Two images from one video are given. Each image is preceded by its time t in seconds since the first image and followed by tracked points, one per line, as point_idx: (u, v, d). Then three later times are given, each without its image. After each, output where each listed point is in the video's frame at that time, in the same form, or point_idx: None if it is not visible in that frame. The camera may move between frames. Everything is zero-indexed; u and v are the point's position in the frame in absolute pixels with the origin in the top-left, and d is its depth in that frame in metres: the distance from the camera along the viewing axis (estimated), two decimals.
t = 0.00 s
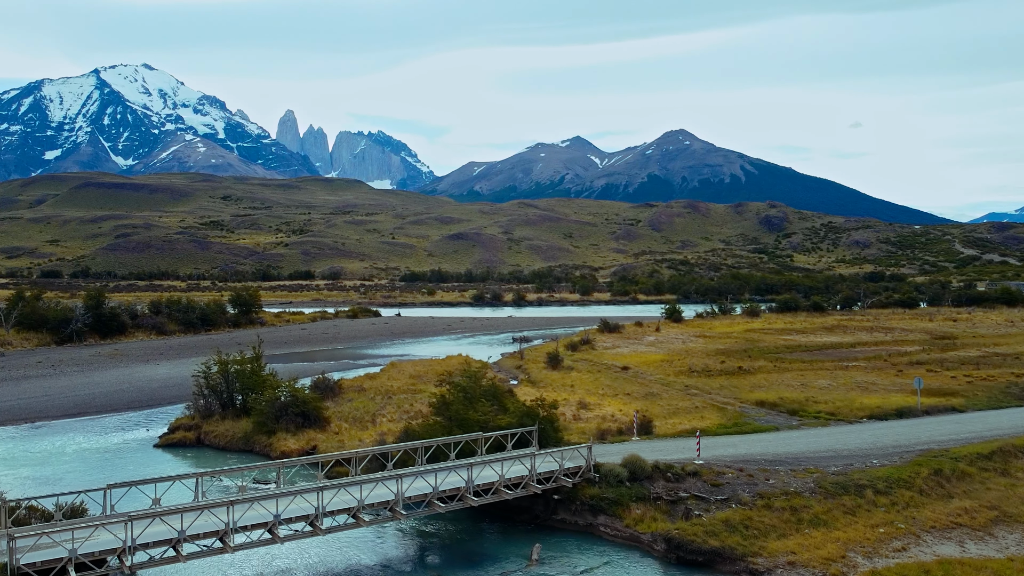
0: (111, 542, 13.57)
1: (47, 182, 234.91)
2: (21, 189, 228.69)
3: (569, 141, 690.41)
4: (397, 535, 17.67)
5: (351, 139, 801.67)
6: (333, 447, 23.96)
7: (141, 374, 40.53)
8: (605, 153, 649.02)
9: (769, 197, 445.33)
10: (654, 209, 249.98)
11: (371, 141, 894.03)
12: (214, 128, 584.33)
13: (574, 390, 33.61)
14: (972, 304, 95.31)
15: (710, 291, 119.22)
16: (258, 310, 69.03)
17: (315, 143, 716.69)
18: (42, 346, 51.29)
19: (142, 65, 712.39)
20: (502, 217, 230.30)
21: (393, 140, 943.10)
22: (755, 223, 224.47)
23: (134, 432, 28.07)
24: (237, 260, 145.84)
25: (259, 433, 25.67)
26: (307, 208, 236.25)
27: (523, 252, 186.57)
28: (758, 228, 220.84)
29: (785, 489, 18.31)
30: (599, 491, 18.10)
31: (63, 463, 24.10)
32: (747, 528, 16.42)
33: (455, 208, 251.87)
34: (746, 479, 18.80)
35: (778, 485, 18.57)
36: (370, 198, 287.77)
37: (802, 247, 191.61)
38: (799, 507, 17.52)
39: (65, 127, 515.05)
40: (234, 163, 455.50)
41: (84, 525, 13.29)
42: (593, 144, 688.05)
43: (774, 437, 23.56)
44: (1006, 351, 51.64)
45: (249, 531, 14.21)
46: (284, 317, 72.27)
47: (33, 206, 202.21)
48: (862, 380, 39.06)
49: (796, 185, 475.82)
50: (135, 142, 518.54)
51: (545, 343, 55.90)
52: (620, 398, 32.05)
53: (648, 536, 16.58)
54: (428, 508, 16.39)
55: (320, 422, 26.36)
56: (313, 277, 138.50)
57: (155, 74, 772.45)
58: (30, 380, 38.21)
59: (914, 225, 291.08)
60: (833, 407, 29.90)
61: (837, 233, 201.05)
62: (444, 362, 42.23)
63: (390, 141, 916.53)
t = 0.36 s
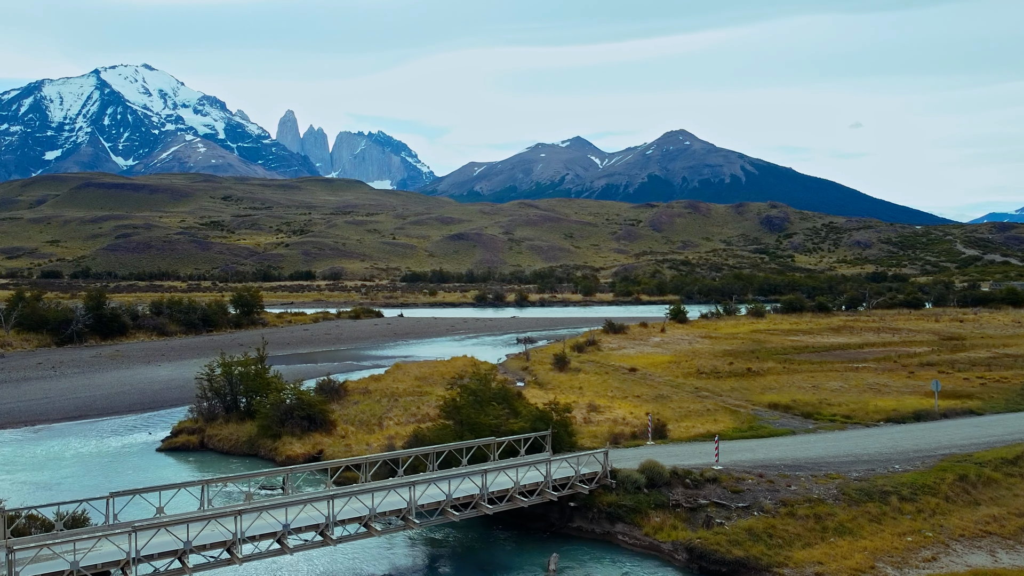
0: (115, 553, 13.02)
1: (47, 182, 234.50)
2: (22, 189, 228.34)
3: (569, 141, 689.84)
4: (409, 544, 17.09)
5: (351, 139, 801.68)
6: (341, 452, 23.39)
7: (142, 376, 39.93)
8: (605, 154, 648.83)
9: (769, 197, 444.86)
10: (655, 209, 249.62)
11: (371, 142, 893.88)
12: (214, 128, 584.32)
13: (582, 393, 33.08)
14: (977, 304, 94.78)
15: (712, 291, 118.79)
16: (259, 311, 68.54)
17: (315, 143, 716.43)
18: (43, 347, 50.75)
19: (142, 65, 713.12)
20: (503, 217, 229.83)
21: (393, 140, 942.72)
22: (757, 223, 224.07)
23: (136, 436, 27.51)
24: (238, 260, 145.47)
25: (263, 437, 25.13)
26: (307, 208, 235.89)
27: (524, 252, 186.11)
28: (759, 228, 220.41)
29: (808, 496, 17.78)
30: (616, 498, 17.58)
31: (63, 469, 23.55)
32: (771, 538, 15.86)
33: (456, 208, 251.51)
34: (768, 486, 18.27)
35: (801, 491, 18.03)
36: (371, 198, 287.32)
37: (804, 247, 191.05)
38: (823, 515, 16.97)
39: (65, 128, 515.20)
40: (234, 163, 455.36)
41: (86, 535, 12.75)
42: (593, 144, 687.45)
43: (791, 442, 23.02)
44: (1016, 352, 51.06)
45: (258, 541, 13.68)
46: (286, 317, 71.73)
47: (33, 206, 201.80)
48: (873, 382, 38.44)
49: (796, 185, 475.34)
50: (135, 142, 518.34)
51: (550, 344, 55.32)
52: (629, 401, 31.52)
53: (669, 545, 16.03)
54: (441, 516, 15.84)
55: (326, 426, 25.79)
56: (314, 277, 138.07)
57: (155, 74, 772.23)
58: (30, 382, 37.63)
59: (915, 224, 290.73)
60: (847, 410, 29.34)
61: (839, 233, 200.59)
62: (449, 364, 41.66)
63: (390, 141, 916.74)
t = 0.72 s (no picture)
0: (119, 564, 12.47)
1: (47, 182, 234.01)
2: (22, 189, 228.03)
3: (569, 141, 689.19)
4: (421, 552, 16.54)
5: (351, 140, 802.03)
6: (348, 455, 22.89)
7: (143, 378, 39.37)
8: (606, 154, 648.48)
9: (769, 197, 444.21)
10: (656, 209, 249.15)
11: (371, 142, 893.15)
12: (214, 128, 584.20)
13: (591, 395, 32.58)
14: (981, 305, 94.22)
15: (715, 291, 118.24)
16: (261, 311, 68.06)
17: (315, 143, 716.01)
18: (43, 348, 50.18)
19: (143, 66, 713.97)
20: (504, 217, 229.41)
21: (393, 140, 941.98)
22: (758, 223, 223.52)
23: (138, 439, 27.00)
24: (239, 261, 144.97)
25: (269, 440, 24.65)
26: (308, 208, 235.43)
27: (525, 252, 185.70)
28: (761, 228, 219.93)
29: (833, 503, 17.25)
30: (636, 505, 17.03)
31: (64, 474, 23.00)
32: (798, 546, 15.33)
33: (457, 208, 251.03)
34: (791, 492, 17.77)
35: (824, 498, 17.54)
36: (371, 198, 286.78)
37: (806, 247, 190.39)
38: (850, 522, 16.45)
39: (66, 128, 515.35)
40: (235, 164, 455.37)
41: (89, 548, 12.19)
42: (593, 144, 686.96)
43: (810, 446, 22.53)
44: None
45: (268, 552, 13.15)
46: (288, 318, 71.25)
47: (33, 206, 201.47)
48: (886, 384, 37.85)
49: (796, 185, 474.75)
50: (136, 142, 517.77)
51: (555, 344, 54.78)
52: (640, 403, 30.98)
53: (692, 554, 15.50)
54: (456, 524, 15.28)
55: (333, 429, 25.24)
56: (315, 277, 137.61)
57: (155, 74, 771.68)
58: (29, 383, 37.07)
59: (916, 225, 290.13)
60: (863, 412, 28.79)
61: (841, 233, 200.07)
62: (455, 365, 41.09)
63: (391, 141, 917.33)
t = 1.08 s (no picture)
0: None
1: (47, 182, 233.48)
2: (23, 189, 227.88)
3: (569, 141, 688.42)
4: (435, 562, 15.99)
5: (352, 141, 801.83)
6: (357, 460, 22.39)
7: (146, 379, 38.88)
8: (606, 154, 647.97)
9: (769, 198, 443.40)
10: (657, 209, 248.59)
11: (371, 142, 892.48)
12: (215, 128, 584.36)
13: (601, 397, 32.09)
14: (986, 305, 93.62)
15: (718, 292, 117.70)
16: (263, 312, 67.54)
17: (316, 143, 715.34)
18: (44, 349, 49.65)
19: (143, 66, 714.52)
20: (505, 217, 229.08)
21: (393, 140, 941.90)
22: (760, 223, 222.91)
23: (141, 442, 26.51)
24: (239, 261, 144.59)
25: (275, 445, 24.11)
26: (309, 208, 234.96)
27: (527, 252, 185.29)
28: (763, 228, 219.42)
29: (859, 511, 16.73)
30: (657, 513, 16.49)
31: (65, 480, 22.45)
32: (826, 557, 14.79)
33: (458, 208, 250.46)
34: (815, 500, 17.26)
35: (850, 506, 17.01)
36: (372, 198, 286.39)
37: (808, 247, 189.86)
38: (877, 531, 15.91)
39: (66, 129, 515.88)
40: (235, 164, 455.21)
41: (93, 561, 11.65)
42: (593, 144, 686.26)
43: (829, 450, 22.01)
44: None
45: (280, 565, 12.62)
46: (290, 318, 70.72)
47: (34, 206, 201.26)
48: (897, 386, 37.30)
49: (797, 185, 474.14)
50: (136, 142, 517.31)
51: (561, 346, 54.21)
52: (652, 406, 30.50)
53: (717, 565, 14.94)
54: (473, 534, 14.75)
55: (341, 433, 24.72)
56: (316, 277, 137.22)
57: (156, 74, 771.75)
58: (30, 385, 36.57)
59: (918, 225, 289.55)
60: (880, 415, 28.28)
61: (842, 233, 199.47)
62: (461, 366, 40.56)
63: (391, 142, 917.64)
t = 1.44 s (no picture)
0: None
1: (48, 182, 232.98)
2: (23, 189, 227.61)
3: (570, 141, 687.19)
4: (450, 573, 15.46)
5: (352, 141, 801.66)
6: (366, 465, 21.89)
7: (147, 381, 38.34)
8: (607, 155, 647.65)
9: (770, 198, 443.11)
10: (658, 209, 248.21)
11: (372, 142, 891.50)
12: (215, 128, 584.24)
13: (612, 400, 31.57)
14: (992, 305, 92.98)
15: (721, 292, 117.20)
16: (265, 312, 67.06)
17: (316, 143, 715.08)
18: (45, 350, 49.09)
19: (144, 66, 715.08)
20: (506, 218, 228.62)
21: (394, 141, 942.08)
22: (761, 223, 222.44)
23: (144, 447, 25.99)
24: (240, 261, 144.15)
25: (282, 449, 23.59)
26: (309, 208, 234.47)
27: (528, 252, 184.83)
28: (765, 228, 218.93)
29: (887, 519, 16.21)
30: (679, 522, 15.96)
31: (68, 486, 21.93)
32: (857, 569, 14.25)
33: (458, 208, 250.08)
34: (841, 508, 16.74)
35: (878, 514, 16.49)
36: (373, 199, 285.98)
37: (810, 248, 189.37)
38: (907, 541, 15.37)
39: (67, 129, 516.00)
40: (236, 164, 454.88)
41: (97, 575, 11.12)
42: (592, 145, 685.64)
43: (850, 455, 21.50)
44: None
45: None
46: (293, 319, 70.20)
47: (34, 206, 200.93)
48: (910, 388, 36.75)
49: (797, 186, 473.54)
50: (136, 142, 516.80)
51: (567, 347, 53.68)
52: (664, 409, 30.01)
53: None
54: (491, 544, 14.24)
55: (349, 437, 24.18)
56: (317, 278, 136.80)
57: (155, 74, 771.47)
58: (31, 387, 36.05)
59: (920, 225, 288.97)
60: (897, 419, 27.78)
61: (844, 233, 199.06)
62: (467, 368, 40.02)
63: (391, 142, 917.37)
